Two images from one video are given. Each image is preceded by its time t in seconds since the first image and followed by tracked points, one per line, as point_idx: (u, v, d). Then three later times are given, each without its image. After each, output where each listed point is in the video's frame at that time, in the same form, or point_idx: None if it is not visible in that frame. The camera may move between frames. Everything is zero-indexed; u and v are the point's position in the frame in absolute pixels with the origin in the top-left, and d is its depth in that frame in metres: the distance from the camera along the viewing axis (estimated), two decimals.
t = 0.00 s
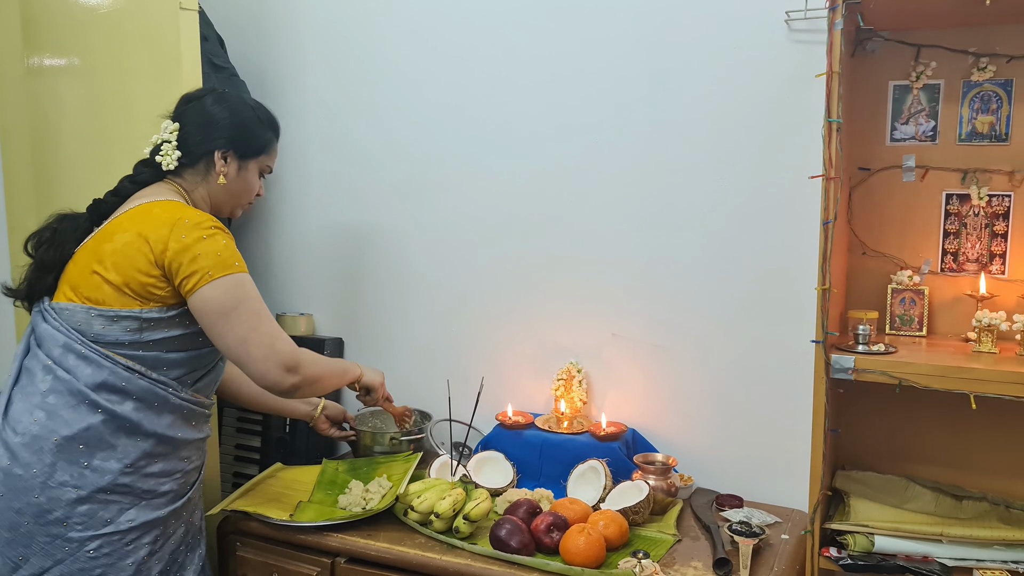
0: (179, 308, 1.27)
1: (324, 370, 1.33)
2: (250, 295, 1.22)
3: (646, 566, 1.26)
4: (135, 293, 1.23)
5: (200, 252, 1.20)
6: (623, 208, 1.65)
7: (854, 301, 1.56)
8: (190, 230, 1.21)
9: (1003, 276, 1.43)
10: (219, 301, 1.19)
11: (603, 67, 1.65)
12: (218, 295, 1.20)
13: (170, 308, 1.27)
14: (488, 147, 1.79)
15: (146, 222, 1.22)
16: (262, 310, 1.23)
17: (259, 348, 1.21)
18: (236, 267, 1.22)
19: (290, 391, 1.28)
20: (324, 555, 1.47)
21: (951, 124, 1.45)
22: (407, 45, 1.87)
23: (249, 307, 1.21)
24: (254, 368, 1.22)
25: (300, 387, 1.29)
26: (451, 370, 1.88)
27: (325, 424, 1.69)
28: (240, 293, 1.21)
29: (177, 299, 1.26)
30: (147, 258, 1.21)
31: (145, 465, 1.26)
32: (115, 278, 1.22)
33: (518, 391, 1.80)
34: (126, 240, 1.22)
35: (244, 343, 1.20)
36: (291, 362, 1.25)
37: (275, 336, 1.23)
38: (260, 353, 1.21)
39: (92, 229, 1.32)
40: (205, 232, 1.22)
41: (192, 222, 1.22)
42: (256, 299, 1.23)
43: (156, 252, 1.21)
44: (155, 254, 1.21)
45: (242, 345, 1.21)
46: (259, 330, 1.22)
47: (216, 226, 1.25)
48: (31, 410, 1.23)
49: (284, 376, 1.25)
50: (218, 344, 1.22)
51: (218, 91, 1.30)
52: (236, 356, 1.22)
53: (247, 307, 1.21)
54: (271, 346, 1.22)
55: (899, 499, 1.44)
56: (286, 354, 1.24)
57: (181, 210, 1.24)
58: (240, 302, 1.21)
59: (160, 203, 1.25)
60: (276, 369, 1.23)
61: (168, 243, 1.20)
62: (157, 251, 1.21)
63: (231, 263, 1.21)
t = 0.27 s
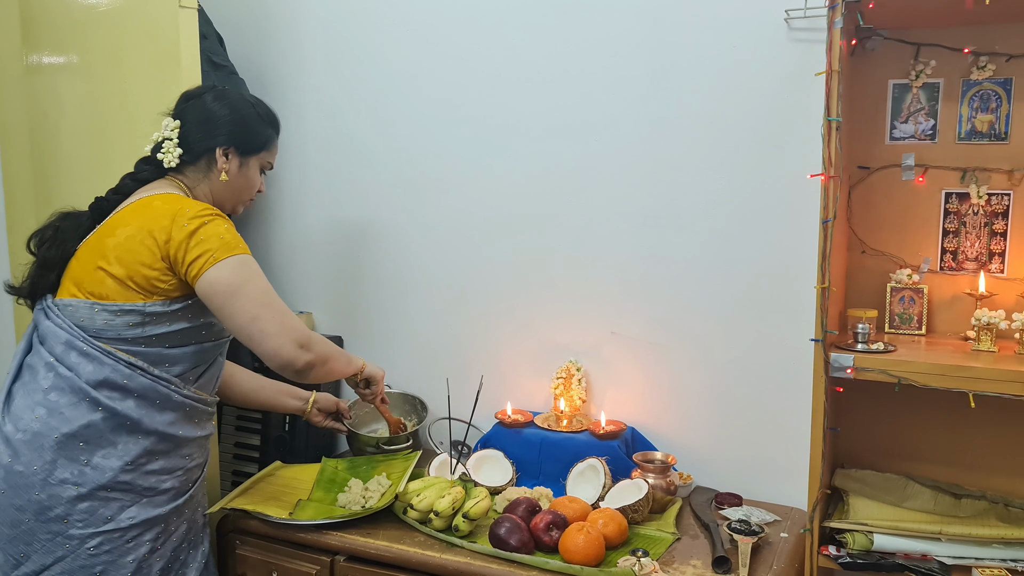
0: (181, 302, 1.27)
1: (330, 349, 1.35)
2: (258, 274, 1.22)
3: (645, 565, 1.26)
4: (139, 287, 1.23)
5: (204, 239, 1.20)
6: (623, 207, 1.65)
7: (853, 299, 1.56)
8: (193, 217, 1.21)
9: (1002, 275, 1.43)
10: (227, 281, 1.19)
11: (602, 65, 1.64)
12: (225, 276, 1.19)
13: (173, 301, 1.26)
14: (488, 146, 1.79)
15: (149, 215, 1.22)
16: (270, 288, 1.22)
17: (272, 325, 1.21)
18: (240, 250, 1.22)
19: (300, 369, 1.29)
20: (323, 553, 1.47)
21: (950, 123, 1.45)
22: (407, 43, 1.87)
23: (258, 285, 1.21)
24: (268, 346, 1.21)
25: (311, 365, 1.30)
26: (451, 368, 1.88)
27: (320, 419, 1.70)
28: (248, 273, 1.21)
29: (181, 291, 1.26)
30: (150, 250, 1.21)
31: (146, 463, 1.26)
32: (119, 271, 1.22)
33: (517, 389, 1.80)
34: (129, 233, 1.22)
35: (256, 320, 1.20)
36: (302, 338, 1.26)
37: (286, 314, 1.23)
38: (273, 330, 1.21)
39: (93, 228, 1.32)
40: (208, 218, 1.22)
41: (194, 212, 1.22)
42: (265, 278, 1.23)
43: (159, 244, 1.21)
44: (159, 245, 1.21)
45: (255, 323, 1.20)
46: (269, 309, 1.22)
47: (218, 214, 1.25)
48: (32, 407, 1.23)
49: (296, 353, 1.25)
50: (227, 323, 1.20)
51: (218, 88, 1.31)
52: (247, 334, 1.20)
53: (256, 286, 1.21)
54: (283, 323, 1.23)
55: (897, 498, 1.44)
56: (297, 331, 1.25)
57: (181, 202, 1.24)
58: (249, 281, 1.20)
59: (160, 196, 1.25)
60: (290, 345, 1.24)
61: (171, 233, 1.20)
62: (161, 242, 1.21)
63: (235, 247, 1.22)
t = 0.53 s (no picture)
0: (185, 300, 1.27)
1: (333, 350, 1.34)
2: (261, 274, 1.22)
3: (646, 564, 1.26)
4: (143, 285, 1.23)
5: (209, 238, 1.20)
6: (623, 206, 1.65)
7: (853, 299, 1.56)
8: (197, 216, 1.21)
9: (1003, 275, 1.43)
10: (230, 280, 1.19)
11: (603, 64, 1.64)
12: (229, 274, 1.19)
13: (177, 299, 1.26)
14: (488, 145, 1.78)
15: (152, 214, 1.22)
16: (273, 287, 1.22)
17: (274, 324, 1.21)
18: (245, 249, 1.22)
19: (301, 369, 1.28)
20: (324, 552, 1.47)
21: (951, 123, 1.45)
22: (407, 43, 1.87)
23: (261, 284, 1.21)
24: (269, 345, 1.21)
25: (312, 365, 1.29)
26: (451, 368, 1.88)
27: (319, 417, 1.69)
28: (251, 272, 1.21)
29: (185, 290, 1.26)
30: (155, 249, 1.21)
31: (148, 461, 1.26)
32: (123, 270, 1.22)
33: (517, 389, 1.80)
34: (134, 232, 1.22)
35: (258, 319, 1.19)
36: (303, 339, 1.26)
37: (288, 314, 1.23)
38: (275, 329, 1.21)
39: (96, 227, 1.32)
40: (212, 217, 1.22)
41: (198, 211, 1.22)
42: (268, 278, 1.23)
43: (164, 242, 1.21)
44: (163, 244, 1.21)
45: (257, 322, 1.20)
46: (272, 308, 1.21)
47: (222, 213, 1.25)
48: (35, 406, 1.23)
49: (297, 353, 1.25)
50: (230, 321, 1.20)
51: (220, 86, 1.30)
52: (249, 332, 1.20)
53: (260, 285, 1.21)
54: (285, 323, 1.23)
55: (898, 497, 1.44)
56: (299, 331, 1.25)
57: (184, 201, 1.24)
58: (252, 280, 1.20)
59: (165, 195, 1.25)
60: (291, 345, 1.23)
61: (176, 232, 1.20)
62: (165, 240, 1.21)
63: (239, 246, 1.22)
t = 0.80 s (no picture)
0: (186, 298, 1.26)
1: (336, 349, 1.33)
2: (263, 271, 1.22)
3: (647, 563, 1.26)
4: (144, 283, 1.23)
5: (210, 235, 1.20)
6: (624, 204, 1.64)
7: (853, 298, 1.56)
8: (199, 214, 1.21)
9: (1003, 274, 1.43)
10: (231, 277, 1.18)
11: (604, 63, 1.64)
12: (231, 272, 1.19)
13: (178, 296, 1.26)
14: (489, 144, 1.78)
15: (154, 211, 1.22)
16: (275, 284, 1.22)
17: (276, 321, 1.20)
18: (246, 247, 1.22)
19: (303, 368, 1.27)
20: (324, 551, 1.47)
21: (952, 122, 1.45)
22: (408, 41, 1.86)
23: (263, 281, 1.20)
24: (271, 342, 1.20)
25: (314, 364, 1.28)
26: (451, 366, 1.88)
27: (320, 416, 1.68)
28: (253, 269, 1.20)
29: (186, 287, 1.26)
30: (156, 246, 1.21)
31: (148, 459, 1.26)
32: (124, 267, 1.22)
33: (517, 387, 1.80)
34: (135, 229, 1.22)
35: (260, 316, 1.19)
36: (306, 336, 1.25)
37: (290, 311, 1.22)
38: (277, 326, 1.20)
39: (96, 225, 1.31)
40: (214, 215, 1.22)
41: (200, 208, 1.22)
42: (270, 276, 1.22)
43: (165, 240, 1.21)
44: (164, 242, 1.21)
45: (259, 319, 1.19)
46: (274, 305, 1.21)
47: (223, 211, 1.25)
48: (35, 403, 1.23)
49: (299, 350, 1.23)
50: (233, 319, 1.20)
51: (221, 85, 1.30)
52: (251, 330, 1.19)
53: (261, 282, 1.20)
54: (287, 320, 1.22)
55: (898, 496, 1.44)
56: (301, 328, 1.24)
57: (185, 199, 1.24)
58: (254, 277, 1.20)
59: (165, 194, 1.25)
60: (293, 343, 1.22)
61: (177, 229, 1.20)
62: (166, 238, 1.20)
63: (240, 243, 1.21)
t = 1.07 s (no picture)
0: (186, 298, 1.26)
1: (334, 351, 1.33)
2: (264, 274, 1.21)
3: (647, 562, 1.27)
4: (144, 283, 1.23)
5: (211, 237, 1.19)
6: (625, 204, 1.64)
7: (854, 297, 1.56)
8: (200, 215, 1.21)
9: (1004, 274, 1.43)
10: (232, 280, 1.18)
11: (605, 62, 1.64)
12: (232, 274, 1.18)
13: (179, 297, 1.26)
14: (489, 143, 1.78)
15: (155, 211, 1.22)
16: (275, 288, 1.22)
17: (276, 325, 1.21)
18: (247, 248, 1.22)
19: (302, 370, 1.28)
20: (324, 550, 1.47)
21: (954, 122, 1.45)
22: (409, 40, 1.86)
23: (263, 285, 1.20)
24: (269, 345, 1.21)
25: (314, 366, 1.29)
26: (451, 365, 1.88)
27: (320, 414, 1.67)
28: (254, 273, 1.20)
29: (186, 287, 1.26)
30: (156, 246, 1.21)
31: (147, 458, 1.26)
32: (124, 267, 1.22)
33: (518, 386, 1.80)
34: (135, 229, 1.22)
35: (260, 320, 1.19)
36: (305, 340, 1.25)
37: (290, 315, 1.22)
38: (277, 330, 1.21)
39: (97, 223, 1.31)
40: (215, 216, 1.22)
41: (201, 209, 1.22)
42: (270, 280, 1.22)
43: (166, 240, 1.20)
44: (165, 242, 1.20)
45: (258, 322, 1.19)
46: (274, 309, 1.21)
47: (225, 212, 1.25)
48: (34, 401, 1.23)
49: (297, 353, 1.24)
50: (233, 321, 1.20)
51: (224, 84, 1.30)
52: (251, 333, 1.20)
53: (262, 286, 1.20)
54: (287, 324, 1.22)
55: (899, 496, 1.44)
56: (300, 331, 1.24)
57: (186, 199, 1.23)
58: (254, 281, 1.20)
59: (167, 193, 1.25)
60: (292, 346, 1.23)
61: (178, 230, 1.20)
62: (167, 238, 1.20)
63: (241, 245, 1.21)
